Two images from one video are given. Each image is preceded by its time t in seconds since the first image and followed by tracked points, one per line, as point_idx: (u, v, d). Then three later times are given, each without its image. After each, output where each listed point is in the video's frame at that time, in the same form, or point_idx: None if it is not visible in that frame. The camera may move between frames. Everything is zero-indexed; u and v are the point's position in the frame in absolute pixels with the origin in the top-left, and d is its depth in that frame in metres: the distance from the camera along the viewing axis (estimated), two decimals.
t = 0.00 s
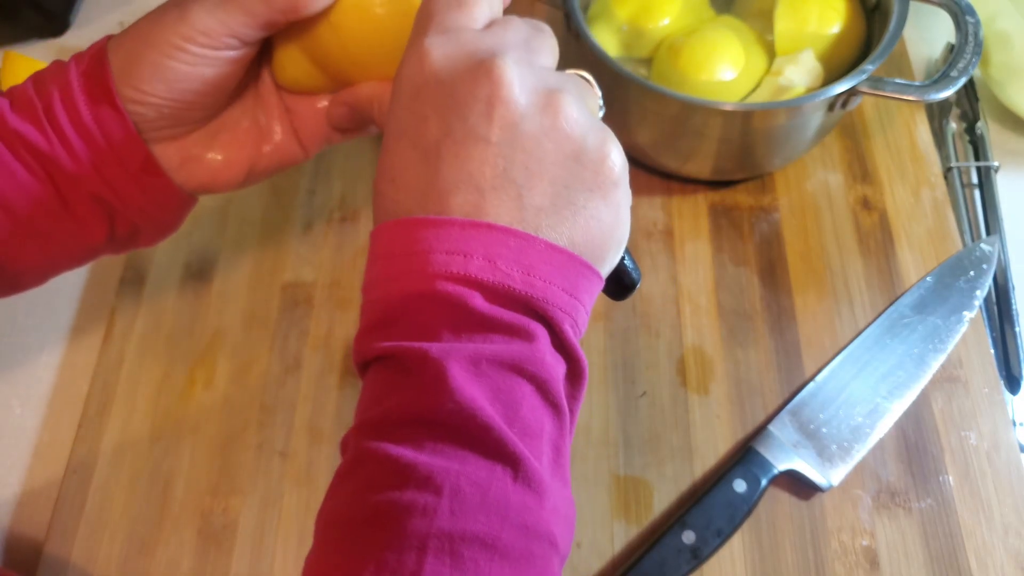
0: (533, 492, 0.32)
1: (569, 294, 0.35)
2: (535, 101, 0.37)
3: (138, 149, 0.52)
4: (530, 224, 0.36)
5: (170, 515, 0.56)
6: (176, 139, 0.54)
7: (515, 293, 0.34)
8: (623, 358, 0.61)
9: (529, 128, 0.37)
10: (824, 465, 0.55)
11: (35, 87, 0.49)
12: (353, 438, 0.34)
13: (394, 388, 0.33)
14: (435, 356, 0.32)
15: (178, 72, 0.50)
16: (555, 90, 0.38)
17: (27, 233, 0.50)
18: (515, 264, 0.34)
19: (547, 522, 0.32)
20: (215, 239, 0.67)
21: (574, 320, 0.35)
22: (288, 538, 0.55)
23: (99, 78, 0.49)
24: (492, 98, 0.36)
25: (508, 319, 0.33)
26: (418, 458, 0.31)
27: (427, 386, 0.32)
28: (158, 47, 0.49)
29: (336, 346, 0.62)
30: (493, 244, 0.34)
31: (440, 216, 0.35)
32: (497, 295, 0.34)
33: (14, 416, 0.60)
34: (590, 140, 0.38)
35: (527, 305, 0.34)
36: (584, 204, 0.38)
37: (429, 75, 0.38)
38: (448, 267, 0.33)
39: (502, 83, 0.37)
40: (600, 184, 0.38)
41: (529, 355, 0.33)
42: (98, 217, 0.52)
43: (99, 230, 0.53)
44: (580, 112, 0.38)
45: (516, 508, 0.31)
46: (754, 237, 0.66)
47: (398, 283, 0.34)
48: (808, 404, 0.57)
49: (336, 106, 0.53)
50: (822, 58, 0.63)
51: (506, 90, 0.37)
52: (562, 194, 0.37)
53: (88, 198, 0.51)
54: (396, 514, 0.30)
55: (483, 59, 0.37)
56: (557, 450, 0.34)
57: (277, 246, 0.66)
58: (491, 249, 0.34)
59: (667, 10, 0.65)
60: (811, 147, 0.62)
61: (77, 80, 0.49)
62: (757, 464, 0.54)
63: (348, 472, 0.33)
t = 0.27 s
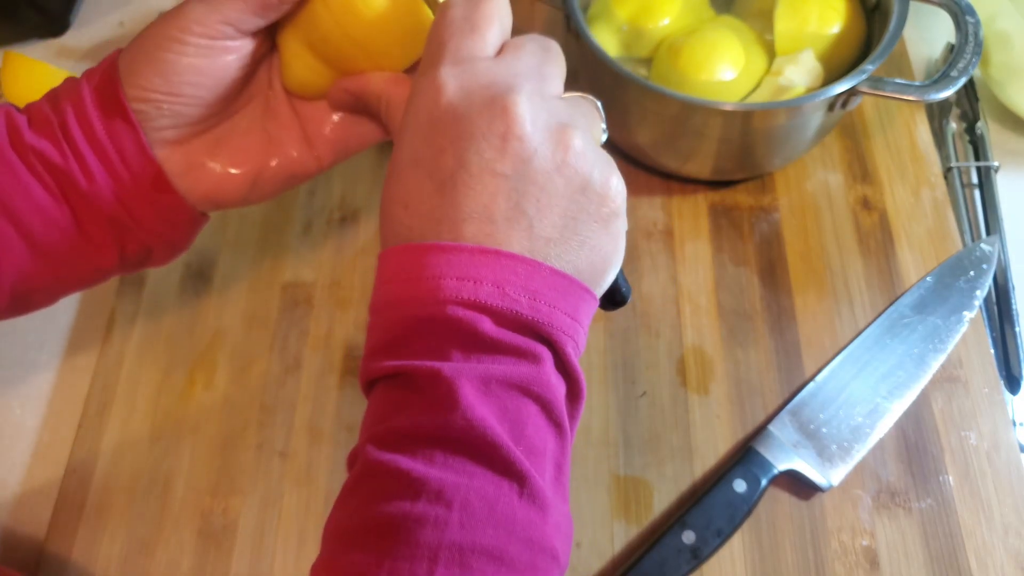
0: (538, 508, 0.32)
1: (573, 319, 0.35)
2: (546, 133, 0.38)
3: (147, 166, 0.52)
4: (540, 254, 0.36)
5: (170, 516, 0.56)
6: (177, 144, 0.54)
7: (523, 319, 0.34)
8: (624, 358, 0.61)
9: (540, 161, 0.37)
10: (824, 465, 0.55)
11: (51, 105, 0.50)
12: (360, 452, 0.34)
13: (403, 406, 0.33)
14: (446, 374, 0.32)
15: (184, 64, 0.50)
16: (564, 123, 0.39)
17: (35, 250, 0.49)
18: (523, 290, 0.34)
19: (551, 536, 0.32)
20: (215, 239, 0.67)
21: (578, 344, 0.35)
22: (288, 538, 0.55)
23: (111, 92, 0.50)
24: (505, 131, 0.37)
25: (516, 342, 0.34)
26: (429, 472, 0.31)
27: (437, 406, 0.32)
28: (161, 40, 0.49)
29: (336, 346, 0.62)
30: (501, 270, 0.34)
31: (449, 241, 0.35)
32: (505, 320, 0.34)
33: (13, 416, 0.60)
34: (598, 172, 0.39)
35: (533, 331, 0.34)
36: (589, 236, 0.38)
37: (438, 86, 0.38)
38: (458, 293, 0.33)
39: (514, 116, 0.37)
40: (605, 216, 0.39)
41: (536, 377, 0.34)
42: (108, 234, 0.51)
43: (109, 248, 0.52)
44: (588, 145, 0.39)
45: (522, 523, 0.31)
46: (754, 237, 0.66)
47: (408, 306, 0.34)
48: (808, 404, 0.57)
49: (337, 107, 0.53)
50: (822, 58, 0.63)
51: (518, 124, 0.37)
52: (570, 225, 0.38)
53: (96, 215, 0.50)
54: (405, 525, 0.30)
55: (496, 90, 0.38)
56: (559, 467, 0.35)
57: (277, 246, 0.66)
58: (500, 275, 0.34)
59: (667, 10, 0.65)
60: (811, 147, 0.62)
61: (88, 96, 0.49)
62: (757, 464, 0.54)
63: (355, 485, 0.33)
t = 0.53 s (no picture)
0: (526, 518, 0.33)
1: (559, 337, 0.36)
2: (548, 164, 0.39)
3: (144, 177, 0.51)
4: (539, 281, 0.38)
5: (170, 516, 0.56)
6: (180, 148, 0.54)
7: (513, 338, 0.35)
8: (624, 358, 0.61)
9: (542, 192, 0.38)
10: (824, 465, 0.55)
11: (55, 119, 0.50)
12: (350, 464, 0.35)
13: (396, 419, 0.34)
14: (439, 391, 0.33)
15: (177, 57, 0.51)
16: (564, 153, 0.40)
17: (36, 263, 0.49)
18: (513, 310, 0.35)
19: (538, 544, 0.34)
20: (215, 239, 0.67)
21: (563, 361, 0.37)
22: (288, 538, 0.55)
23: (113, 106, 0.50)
24: (509, 162, 0.38)
25: (506, 360, 0.35)
26: (421, 483, 0.32)
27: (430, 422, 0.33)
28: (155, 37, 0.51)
29: (336, 346, 0.62)
30: (493, 288, 0.35)
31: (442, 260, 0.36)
32: (496, 339, 0.35)
33: (14, 416, 0.60)
34: (593, 202, 0.40)
35: (523, 350, 0.35)
36: (579, 261, 0.40)
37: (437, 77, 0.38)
38: (452, 311, 0.34)
39: (520, 149, 0.38)
40: (596, 243, 0.41)
41: (524, 394, 0.35)
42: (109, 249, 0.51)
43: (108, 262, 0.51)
44: (585, 176, 0.40)
45: (512, 533, 0.33)
46: (754, 236, 0.66)
47: (401, 323, 0.35)
48: (808, 404, 0.57)
49: (341, 102, 0.53)
50: (822, 58, 0.63)
51: (522, 154, 0.38)
52: (564, 252, 0.39)
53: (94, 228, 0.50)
54: (400, 534, 0.31)
55: (501, 120, 0.38)
56: (546, 479, 0.36)
57: (277, 246, 0.66)
58: (492, 293, 0.35)
59: (667, 10, 0.65)
60: (811, 147, 0.62)
61: (90, 111, 0.50)
62: (757, 465, 0.54)
63: (346, 496, 0.33)
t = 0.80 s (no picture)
0: (518, 554, 0.33)
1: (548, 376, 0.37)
2: (566, 220, 0.39)
3: (155, 161, 0.52)
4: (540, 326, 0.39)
5: (171, 516, 0.56)
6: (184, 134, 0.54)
7: (510, 379, 0.35)
8: (623, 358, 0.61)
9: (554, 253, 0.39)
10: (823, 465, 0.55)
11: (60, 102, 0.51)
12: (339, 504, 0.34)
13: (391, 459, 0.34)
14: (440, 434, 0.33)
15: (171, 55, 0.49)
16: (580, 209, 0.40)
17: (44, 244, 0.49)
18: (510, 350, 0.35)
19: None
20: (215, 239, 0.67)
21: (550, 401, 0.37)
22: (289, 538, 0.55)
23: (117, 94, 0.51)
24: (529, 221, 0.37)
25: (502, 401, 0.35)
26: (418, 518, 0.31)
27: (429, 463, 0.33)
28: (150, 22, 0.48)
29: (337, 346, 0.62)
30: (490, 327, 0.35)
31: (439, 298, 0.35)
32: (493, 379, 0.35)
33: (14, 416, 0.60)
34: (595, 252, 0.42)
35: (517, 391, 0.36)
36: (569, 302, 0.41)
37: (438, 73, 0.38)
38: (452, 354, 0.34)
39: (544, 216, 0.38)
40: (586, 286, 0.42)
41: (518, 433, 0.35)
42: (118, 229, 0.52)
43: (117, 244, 0.52)
44: (593, 231, 0.41)
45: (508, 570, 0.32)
46: (753, 237, 0.66)
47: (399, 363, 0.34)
48: (807, 404, 0.57)
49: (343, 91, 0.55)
50: (822, 58, 0.64)
51: (544, 217, 0.38)
52: (559, 296, 0.40)
53: (104, 209, 0.51)
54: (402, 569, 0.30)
55: (530, 176, 0.37)
56: (534, 513, 0.36)
57: (277, 245, 0.66)
58: (490, 333, 0.35)
59: (667, 10, 0.65)
60: (810, 147, 0.62)
61: (94, 93, 0.51)
62: (757, 464, 0.54)
63: (337, 536, 0.32)
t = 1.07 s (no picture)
0: (615, 543, 0.31)
1: (648, 301, 0.35)
2: (607, 87, 0.40)
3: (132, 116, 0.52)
4: (616, 221, 0.37)
5: (171, 515, 0.56)
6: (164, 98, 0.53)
7: (603, 301, 0.34)
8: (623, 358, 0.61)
9: (605, 119, 0.39)
10: (823, 465, 0.55)
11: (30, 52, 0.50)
12: (417, 461, 0.33)
13: (470, 411, 0.32)
14: (526, 386, 0.31)
15: (151, 46, 0.48)
16: (622, 76, 0.41)
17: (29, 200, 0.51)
18: (602, 270, 0.34)
19: (626, 572, 0.32)
20: (215, 239, 0.67)
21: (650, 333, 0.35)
22: (289, 538, 0.55)
23: (90, 53, 0.49)
24: (568, 92, 0.38)
25: (599, 335, 0.33)
26: (497, 497, 0.30)
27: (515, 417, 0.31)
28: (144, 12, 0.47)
29: (337, 346, 0.62)
30: (579, 249, 0.34)
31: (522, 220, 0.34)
32: (586, 301, 0.34)
33: (14, 416, 0.60)
34: (660, 123, 0.41)
35: (615, 319, 0.34)
36: (656, 190, 0.40)
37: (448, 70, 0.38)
38: (535, 274, 0.33)
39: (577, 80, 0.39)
40: (671, 166, 0.41)
41: (614, 379, 0.33)
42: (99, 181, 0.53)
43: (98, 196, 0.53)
44: (648, 99, 0.41)
45: (600, 560, 0.30)
46: (753, 237, 0.66)
47: (479, 289, 0.33)
48: (807, 404, 0.57)
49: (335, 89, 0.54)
50: (822, 58, 0.64)
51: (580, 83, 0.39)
52: (639, 190, 0.39)
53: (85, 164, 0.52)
54: (471, 558, 0.29)
55: (554, 48, 0.39)
56: (633, 482, 0.34)
57: (277, 245, 0.66)
58: (578, 255, 0.34)
59: (667, 10, 0.65)
60: (810, 148, 0.62)
61: (66, 48, 0.49)
62: (756, 464, 0.54)
63: (415, 500, 0.31)
